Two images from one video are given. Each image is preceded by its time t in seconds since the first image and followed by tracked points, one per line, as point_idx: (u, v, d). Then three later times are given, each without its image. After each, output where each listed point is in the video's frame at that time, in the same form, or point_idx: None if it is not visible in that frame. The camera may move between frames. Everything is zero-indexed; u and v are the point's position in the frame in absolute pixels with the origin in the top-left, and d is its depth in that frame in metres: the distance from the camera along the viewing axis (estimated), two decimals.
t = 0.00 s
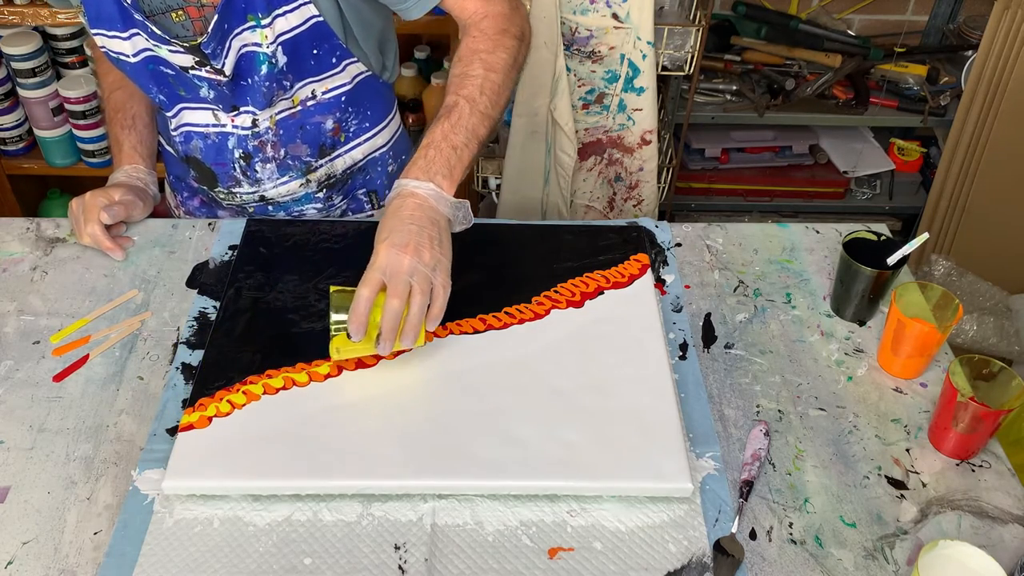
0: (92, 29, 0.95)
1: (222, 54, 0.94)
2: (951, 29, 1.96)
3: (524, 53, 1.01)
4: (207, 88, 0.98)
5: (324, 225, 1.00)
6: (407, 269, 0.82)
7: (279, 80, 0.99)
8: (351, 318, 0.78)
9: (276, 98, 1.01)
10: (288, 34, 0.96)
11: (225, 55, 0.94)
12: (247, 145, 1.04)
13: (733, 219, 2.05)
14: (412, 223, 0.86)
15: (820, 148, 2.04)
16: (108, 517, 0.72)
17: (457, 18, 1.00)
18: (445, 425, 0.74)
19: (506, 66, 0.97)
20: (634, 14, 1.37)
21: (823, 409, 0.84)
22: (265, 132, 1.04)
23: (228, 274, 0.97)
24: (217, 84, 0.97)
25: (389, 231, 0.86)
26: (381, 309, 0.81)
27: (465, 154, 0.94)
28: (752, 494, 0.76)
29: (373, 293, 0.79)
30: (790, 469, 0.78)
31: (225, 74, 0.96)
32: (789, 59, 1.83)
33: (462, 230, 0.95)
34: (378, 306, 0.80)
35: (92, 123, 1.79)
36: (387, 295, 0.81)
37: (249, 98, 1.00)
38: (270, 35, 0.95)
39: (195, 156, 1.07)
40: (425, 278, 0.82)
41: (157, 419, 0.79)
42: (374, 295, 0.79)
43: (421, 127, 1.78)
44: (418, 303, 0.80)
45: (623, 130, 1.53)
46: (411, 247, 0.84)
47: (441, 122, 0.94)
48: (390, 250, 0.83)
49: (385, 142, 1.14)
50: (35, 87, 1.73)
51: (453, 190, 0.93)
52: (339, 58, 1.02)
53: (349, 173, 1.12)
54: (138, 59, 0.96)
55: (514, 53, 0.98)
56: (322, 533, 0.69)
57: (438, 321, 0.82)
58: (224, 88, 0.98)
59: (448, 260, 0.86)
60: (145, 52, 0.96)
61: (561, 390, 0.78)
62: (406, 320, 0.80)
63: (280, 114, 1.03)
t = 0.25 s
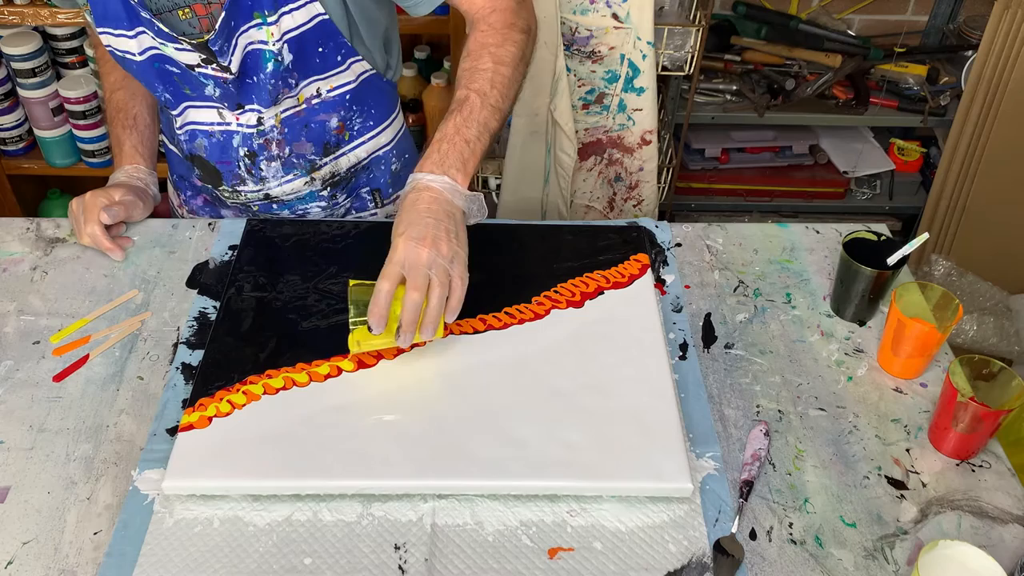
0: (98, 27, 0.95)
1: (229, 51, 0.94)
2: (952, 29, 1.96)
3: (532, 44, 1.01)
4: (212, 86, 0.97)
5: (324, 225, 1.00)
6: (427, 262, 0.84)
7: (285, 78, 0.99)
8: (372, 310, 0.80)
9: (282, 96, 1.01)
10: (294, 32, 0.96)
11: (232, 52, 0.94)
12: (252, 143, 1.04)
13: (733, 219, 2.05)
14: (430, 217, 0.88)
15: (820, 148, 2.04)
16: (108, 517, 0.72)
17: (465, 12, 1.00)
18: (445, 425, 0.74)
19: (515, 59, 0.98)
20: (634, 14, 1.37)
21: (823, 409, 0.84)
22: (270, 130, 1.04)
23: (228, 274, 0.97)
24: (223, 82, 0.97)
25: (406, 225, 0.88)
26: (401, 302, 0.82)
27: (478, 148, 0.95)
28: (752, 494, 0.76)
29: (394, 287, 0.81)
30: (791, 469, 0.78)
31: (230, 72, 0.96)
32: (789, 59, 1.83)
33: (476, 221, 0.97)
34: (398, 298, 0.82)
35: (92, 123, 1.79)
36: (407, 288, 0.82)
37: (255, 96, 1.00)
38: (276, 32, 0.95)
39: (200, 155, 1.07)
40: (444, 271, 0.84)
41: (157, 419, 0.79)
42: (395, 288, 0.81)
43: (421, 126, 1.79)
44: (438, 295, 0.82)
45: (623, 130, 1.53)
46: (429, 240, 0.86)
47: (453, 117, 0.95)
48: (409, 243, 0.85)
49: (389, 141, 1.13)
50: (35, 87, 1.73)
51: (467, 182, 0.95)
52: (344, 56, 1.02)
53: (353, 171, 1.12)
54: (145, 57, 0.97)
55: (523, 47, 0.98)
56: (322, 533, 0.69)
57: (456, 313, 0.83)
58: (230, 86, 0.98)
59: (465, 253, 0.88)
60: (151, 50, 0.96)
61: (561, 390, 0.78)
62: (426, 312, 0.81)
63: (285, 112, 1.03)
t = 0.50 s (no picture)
0: (106, 25, 0.95)
1: (237, 48, 0.95)
2: (952, 29, 1.96)
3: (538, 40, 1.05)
4: (220, 83, 0.98)
5: (324, 225, 1.01)
6: (448, 255, 0.85)
7: (292, 75, 0.99)
8: (396, 303, 0.81)
9: (289, 94, 1.01)
10: (302, 29, 0.97)
11: (240, 49, 0.96)
12: (258, 141, 1.04)
13: (732, 220, 2.05)
14: (449, 210, 0.90)
15: (820, 148, 2.04)
16: (108, 517, 0.72)
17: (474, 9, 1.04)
18: (445, 425, 0.74)
19: (524, 53, 1.01)
20: (634, 14, 1.37)
21: (823, 409, 0.84)
22: (277, 127, 1.03)
23: (228, 274, 0.97)
24: (231, 79, 0.98)
25: (425, 219, 0.89)
26: (423, 295, 0.83)
27: (491, 142, 0.97)
28: (752, 494, 0.76)
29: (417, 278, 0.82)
30: (791, 469, 0.78)
31: (238, 69, 0.97)
32: (789, 59, 1.83)
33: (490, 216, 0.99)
34: (421, 291, 0.83)
35: (92, 123, 1.79)
36: (429, 281, 0.83)
37: (262, 93, 1.00)
38: (284, 29, 0.95)
39: (206, 153, 1.07)
40: (465, 263, 0.85)
41: (157, 419, 0.79)
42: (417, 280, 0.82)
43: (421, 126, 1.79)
44: (461, 286, 0.82)
45: (623, 130, 1.53)
46: (450, 233, 0.87)
47: (466, 111, 0.98)
48: (430, 236, 0.86)
49: (393, 139, 1.14)
50: (35, 87, 1.73)
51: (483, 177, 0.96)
52: (351, 54, 1.02)
53: (358, 169, 1.12)
54: (152, 54, 0.96)
55: (530, 41, 1.02)
56: (323, 533, 0.69)
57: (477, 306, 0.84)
58: (238, 83, 0.98)
59: (484, 246, 0.89)
60: (159, 47, 0.96)
61: (561, 390, 0.78)
62: (448, 304, 0.82)
63: (291, 110, 1.03)
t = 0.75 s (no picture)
0: (113, 24, 0.95)
1: (246, 46, 0.94)
2: (952, 29, 1.96)
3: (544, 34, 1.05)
4: (227, 81, 0.98)
5: (324, 225, 1.01)
6: (464, 248, 0.87)
7: (299, 73, 0.99)
8: (413, 295, 0.83)
9: (295, 92, 1.01)
10: (309, 27, 0.96)
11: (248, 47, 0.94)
12: (264, 139, 1.04)
13: (732, 220, 2.05)
14: (463, 204, 0.91)
15: (820, 148, 2.04)
16: (108, 517, 0.72)
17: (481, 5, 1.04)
18: (445, 425, 0.74)
19: (531, 47, 1.01)
20: (634, 14, 1.37)
21: (823, 409, 0.84)
22: (283, 126, 1.03)
23: (228, 274, 0.97)
24: (238, 77, 0.97)
25: (440, 213, 0.91)
26: (440, 288, 0.85)
27: (502, 135, 0.98)
28: (752, 494, 0.76)
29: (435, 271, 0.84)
30: (790, 469, 0.78)
31: (246, 67, 0.96)
32: (789, 59, 1.83)
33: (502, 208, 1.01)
34: (437, 284, 0.85)
35: (92, 123, 1.79)
36: (446, 274, 0.85)
37: (268, 92, 1.00)
38: (291, 27, 0.95)
39: (212, 152, 1.07)
40: (481, 256, 0.87)
41: (156, 419, 0.79)
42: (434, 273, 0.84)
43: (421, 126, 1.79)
44: (476, 280, 0.85)
45: (623, 130, 1.53)
46: (465, 226, 0.89)
47: (476, 105, 0.98)
48: (446, 229, 0.88)
49: (398, 137, 1.14)
50: (35, 87, 1.73)
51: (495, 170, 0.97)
52: (356, 53, 1.03)
53: (363, 167, 1.12)
54: (159, 53, 0.96)
55: (537, 36, 1.02)
56: (322, 533, 0.69)
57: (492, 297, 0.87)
58: (244, 81, 0.98)
59: (497, 238, 0.91)
60: (166, 46, 0.96)
61: (561, 390, 0.78)
62: (464, 297, 0.84)
63: (297, 108, 1.03)
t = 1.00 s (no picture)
0: (119, 23, 0.95)
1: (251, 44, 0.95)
2: (952, 29, 1.96)
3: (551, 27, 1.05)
4: (232, 79, 0.98)
5: (324, 225, 1.01)
6: (481, 239, 0.86)
7: (304, 71, 1.00)
8: (431, 287, 0.83)
9: (301, 90, 1.01)
10: (314, 25, 0.97)
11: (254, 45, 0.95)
12: (270, 138, 1.04)
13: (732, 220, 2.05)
14: (478, 195, 0.91)
15: (820, 148, 2.04)
16: (108, 517, 0.72)
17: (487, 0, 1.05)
18: (445, 425, 0.74)
19: (539, 40, 1.01)
20: (634, 14, 1.37)
21: (823, 409, 0.84)
22: (288, 124, 1.03)
23: (228, 274, 0.97)
24: (243, 75, 0.98)
25: (456, 204, 0.90)
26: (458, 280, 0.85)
27: (512, 128, 0.97)
28: (752, 494, 0.76)
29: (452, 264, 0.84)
30: (790, 469, 0.78)
31: (252, 65, 0.97)
32: (789, 59, 1.84)
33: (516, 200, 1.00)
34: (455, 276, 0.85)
35: (92, 123, 1.79)
36: (463, 267, 0.85)
37: (274, 90, 1.00)
38: (297, 25, 0.96)
39: (217, 151, 1.06)
40: (498, 247, 0.87)
41: (156, 419, 0.79)
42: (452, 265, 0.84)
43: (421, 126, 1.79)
44: (494, 271, 0.85)
45: (623, 130, 1.53)
46: (481, 217, 0.89)
47: (486, 98, 0.98)
48: (462, 220, 0.88)
49: (402, 135, 1.14)
50: (35, 87, 1.73)
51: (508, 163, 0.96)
52: (361, 50, 1.03)
53: (367, 165, 1.12)
54: (164, 52, 0.97)
55: (545, 28, 1.02)
56: (322, 533, 0.69)
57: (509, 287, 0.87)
58: (250, 79, 0.98)
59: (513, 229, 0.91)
60: (172, 45, 0.96)
61: (562, 390, 0.78)
62: (482, 288, 0.85)
63: (302, 106, 1.03)
